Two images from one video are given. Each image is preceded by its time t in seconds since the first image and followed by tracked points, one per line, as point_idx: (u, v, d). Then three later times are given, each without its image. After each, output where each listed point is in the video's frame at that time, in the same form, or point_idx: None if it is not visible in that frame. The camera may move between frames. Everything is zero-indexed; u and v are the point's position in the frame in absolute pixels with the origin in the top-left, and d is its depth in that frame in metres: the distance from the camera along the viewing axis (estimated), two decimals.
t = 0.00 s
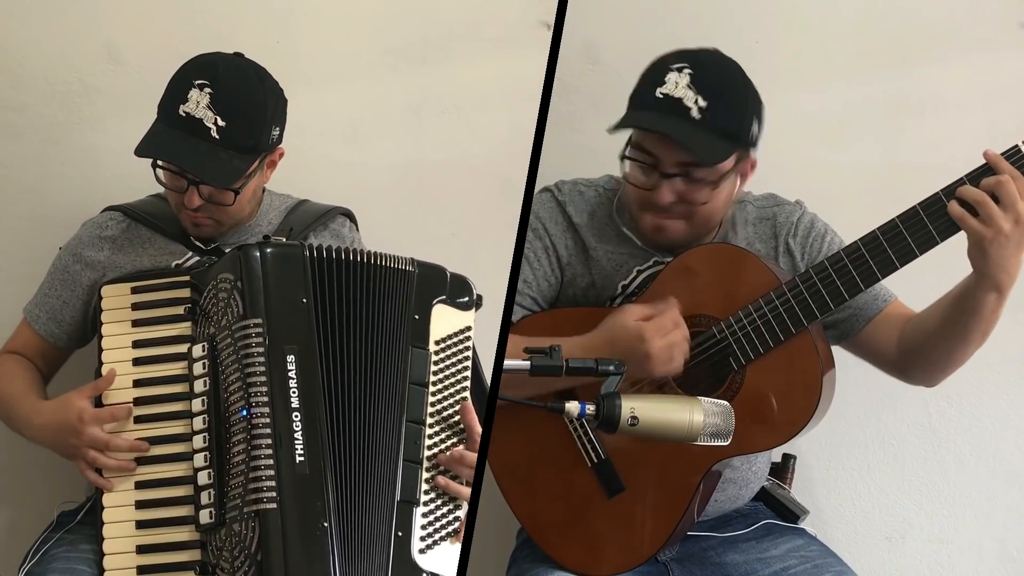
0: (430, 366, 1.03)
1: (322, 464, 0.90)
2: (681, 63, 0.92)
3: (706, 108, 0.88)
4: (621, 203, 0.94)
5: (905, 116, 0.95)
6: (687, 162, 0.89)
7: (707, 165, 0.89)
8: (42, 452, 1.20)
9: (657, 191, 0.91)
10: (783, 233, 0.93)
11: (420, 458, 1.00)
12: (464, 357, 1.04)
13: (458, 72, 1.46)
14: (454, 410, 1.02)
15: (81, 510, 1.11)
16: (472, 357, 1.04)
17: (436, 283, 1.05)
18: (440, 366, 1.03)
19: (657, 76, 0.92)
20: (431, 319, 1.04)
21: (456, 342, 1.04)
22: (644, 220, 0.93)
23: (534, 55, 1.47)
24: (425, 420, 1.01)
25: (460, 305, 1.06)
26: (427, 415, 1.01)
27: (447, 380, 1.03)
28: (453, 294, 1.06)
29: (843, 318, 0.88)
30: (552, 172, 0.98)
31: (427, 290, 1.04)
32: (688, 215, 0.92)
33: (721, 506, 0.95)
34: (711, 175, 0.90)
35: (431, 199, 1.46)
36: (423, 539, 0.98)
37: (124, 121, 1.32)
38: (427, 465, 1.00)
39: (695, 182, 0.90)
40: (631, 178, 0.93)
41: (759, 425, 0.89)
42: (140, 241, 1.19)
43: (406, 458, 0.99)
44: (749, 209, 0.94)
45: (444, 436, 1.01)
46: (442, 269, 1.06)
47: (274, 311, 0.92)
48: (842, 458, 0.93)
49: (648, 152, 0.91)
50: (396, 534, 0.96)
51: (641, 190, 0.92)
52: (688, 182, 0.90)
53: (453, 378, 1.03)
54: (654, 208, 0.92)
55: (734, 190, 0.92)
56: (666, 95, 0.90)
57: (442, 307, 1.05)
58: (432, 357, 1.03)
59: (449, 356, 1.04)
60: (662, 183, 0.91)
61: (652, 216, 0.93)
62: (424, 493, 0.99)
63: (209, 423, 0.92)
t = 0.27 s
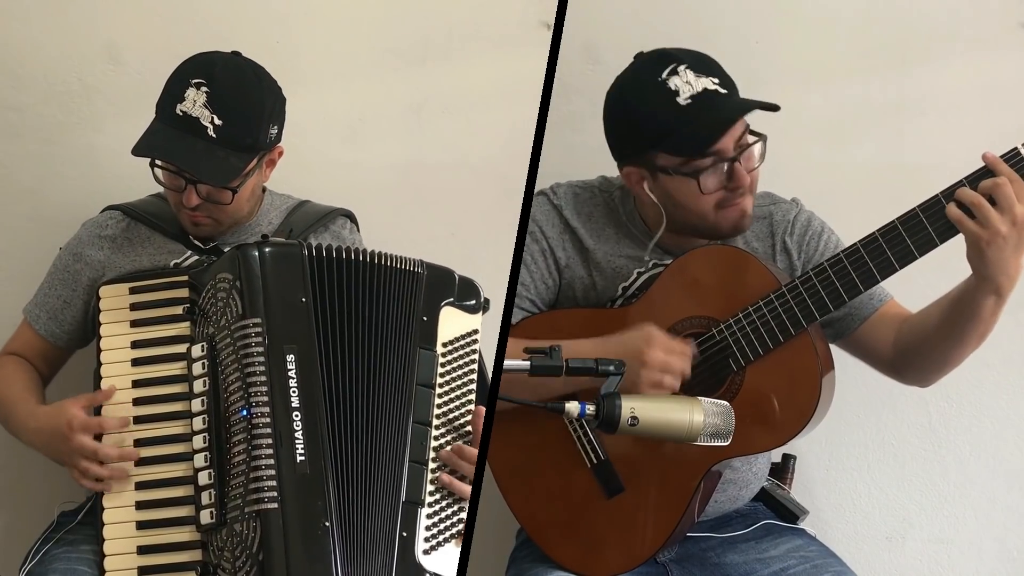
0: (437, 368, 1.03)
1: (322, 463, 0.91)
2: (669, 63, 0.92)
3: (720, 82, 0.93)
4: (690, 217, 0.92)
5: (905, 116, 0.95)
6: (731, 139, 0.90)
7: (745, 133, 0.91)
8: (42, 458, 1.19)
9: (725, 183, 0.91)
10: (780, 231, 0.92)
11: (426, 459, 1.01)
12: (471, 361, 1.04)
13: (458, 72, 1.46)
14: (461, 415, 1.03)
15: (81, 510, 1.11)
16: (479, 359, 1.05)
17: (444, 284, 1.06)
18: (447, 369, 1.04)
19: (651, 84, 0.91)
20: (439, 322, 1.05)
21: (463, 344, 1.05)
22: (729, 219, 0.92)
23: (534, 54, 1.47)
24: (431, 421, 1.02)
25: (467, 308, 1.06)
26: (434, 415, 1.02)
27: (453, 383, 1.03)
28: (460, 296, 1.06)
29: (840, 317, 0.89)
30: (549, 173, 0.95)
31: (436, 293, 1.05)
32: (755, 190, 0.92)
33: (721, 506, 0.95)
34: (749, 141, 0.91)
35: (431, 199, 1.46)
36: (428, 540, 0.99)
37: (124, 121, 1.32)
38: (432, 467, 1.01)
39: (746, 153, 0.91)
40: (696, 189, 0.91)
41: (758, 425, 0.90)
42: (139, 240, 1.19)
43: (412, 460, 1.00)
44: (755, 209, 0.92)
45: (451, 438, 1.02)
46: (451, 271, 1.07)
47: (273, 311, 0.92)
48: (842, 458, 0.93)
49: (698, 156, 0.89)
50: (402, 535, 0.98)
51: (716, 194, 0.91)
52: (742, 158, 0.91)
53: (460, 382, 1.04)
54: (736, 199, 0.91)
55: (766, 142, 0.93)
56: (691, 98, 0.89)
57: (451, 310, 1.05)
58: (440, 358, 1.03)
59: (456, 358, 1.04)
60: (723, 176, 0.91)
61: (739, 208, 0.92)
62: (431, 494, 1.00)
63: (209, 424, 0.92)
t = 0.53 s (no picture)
0: (448, 374, 1.03)
1: (321, 463, 0.91)
2: (675, 74, 0.94)
3: (723, 92, 0.95)
4: (697, 227, 0.94)
5: (906, 115, 0.95)
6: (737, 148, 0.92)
7: (750, 142, 0.93)
8: (44, 473, 1.17)
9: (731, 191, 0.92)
10: (778, 232, 0.92)
11: (437, 463, 1.01)
12: (482, 365, 1.05)
13: (458, 72, 1.46)
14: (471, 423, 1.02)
15: (80, 509, 1.09)
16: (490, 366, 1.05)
17: (456, 289, 1.06)
18: (458, 373, 1.04)
19: (654, 96, 0.93)
20: (452, 327, 1.05)
21: (474, 351, 1.05)
22: (735, 226, 0.93)
23: (534, 53, 1.47)
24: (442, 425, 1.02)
25: (478, 315, 1.06)
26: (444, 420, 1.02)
27: (464, 387, 1.03)
28: (472, 302, 1.06)
29: (837, 317, 0.89)
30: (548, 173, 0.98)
31: (448, 297, 1.05)
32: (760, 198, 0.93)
33: (721, 506, 0.95)
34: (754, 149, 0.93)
35: (431, 200, 1.46)
36: (435, 544, 0.99)
37: (123, 120, 1.32)
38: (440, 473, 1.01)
39: (751, 162, 0.93)
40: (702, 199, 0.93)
41: (756, 425, 0.90)
42: (139, 241, 1.19)
43: (423, 463, 1.00)
44: (756, 213, 0.93)
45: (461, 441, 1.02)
46: (465, 278, 1.07)
47: (273, 311, 0.92)
48: (841, 459, 0.92)
49: (703, 166, 0.92)
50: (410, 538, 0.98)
51: (722, 203, 0.92)
52: (747, 167, 0.92)
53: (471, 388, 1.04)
54: (742, 208, 0.93)
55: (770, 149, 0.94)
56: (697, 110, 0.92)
57: (463, 316, 1.05)
58: (451, 363, 1.04)
59: (467, 365, 1.04)
60: (729, 184, 0.92)
61: (745, 216, 0.93)
62: (439, 499, 1.00)
63: (209, 424, 0.92)
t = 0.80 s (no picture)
0: (454, 376, 1.04)
1: (322, 462, 0.90)
2: (665, 65, 0.92)
3: (716, 81, 0.93)
4: (694, 219, 0.93)
5: (906, 115, 0.95)
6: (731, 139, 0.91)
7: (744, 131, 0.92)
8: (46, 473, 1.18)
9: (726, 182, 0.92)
10: (776, 229, 0.93)
11: (442, 463, 1.01)
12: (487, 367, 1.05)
13: (458, 72, 1.46)
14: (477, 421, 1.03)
15: (80, 509, 1.11)
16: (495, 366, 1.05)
17: (461, 292, 1.07)
18: (463, 375, 1.04)
19: (649, 90, 0.91)
20: (458, 329, 1.05)
21: (480, 352, 1.05)
22: (731, 217, 0.93)
23: (534, 54, 1.47)
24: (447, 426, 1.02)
25: (482, 317, 1.07)
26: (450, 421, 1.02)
27: (470, 389, 1.04)
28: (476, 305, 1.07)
29: (831, 322, 0.90)
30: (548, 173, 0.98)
31: (453, 300, 1.06)
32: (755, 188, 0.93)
33: (720, 506, 0.95)
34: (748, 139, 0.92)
35: (431, 199, 1.46)
36: (440, 545, 0.99)
37: (123, 121, 1.32)
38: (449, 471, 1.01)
39: (746, 152, 0.92)
40: (698, 190, 0.92)
41: (757, 425, 0.90)
42: (139, 240, 1.20)
43: (429, 464, 1.01)
44: (754, 205, 0.93)
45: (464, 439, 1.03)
46: (470, 282, 1.07)
47: (273, 311, 0.92)
48: (841, 459, 0.93)
49: (698, 158, 0.91)
50: (415, 539, 0.98)
51: (717, 194, 0.92)
52: (742, 157, 0.92)
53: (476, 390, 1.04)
54: (737, 198, 0.92)
55: (764, 139, 0.94)
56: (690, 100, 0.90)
57: (468, 318, 1.06)
58: (457, 365, 1.04)
59: (473, 367, 1.04)
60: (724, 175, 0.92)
61: (741, 206, 0.93)
62: (445, 500, 1.00)
63: (210, 424, 0.92)
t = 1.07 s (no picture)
0: (462, 380, 1.03)
1: (322, 462, 0.90)
2: (665, 74, 0.93)
3: (716, 90, 0.93)
4: (695, 225, 0.93)
5: (907, 115, 0.95)
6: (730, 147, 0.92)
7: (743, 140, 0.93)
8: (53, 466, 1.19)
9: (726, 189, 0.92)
10: (778, 230, 0.93)
11: (448, 466, 1.00)
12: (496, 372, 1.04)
13: (458, 72, 1.46)
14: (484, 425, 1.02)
15: (80, 509, 1.11)
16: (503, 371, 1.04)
17: (470, 296, 1.05)
18: (471, 380, 1.03)
19: (649, 99, 0.92)
20: (467, 333, 1.04)
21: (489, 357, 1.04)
22: (732, 223, 0.93)
23: (534, 53, 1.47)
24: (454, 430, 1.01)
25: (489, 322, 1.05)
26: (457, 424, 1.02)
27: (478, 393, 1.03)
28: (485, 309, 1.06)
29: (836, 321, 0.89)
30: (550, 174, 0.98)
31: (462, 305, 1.05)
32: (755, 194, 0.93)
33: (721, 506, 0.96)
34: (746, 148, 0.93)
35: (431, 199, 1.46)
36: (445, 548, 0.98)
37: (123, 120, 1.32)
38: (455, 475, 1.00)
39: (744, 159, 0.92)
40: (697, 198, 0.92)
41: (758, 424, 0.90)
42: (140, 240, 1.19)
43: (435, 466, 1.00)
44: (754, 211, 0.93)
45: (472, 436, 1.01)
46: (480, 285, 1.06)
47: (272, 310, 0.92)
48: (841, 458, 0.93)
49: (698, 164, 0.91)
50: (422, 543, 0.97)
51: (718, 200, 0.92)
52: (741, 165, 0.92)
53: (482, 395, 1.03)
54: (737, 204, 0.92)
55: (765, 147, 0.95)
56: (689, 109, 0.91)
57: (477, 323, 1.05)
58: (465, 368, 1.03)
59: (481, 371, 1.04)
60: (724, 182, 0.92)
61: (740, 213, 0.93)
62: (450, 503, 0.99)
63: (210, 423, 0.92)
